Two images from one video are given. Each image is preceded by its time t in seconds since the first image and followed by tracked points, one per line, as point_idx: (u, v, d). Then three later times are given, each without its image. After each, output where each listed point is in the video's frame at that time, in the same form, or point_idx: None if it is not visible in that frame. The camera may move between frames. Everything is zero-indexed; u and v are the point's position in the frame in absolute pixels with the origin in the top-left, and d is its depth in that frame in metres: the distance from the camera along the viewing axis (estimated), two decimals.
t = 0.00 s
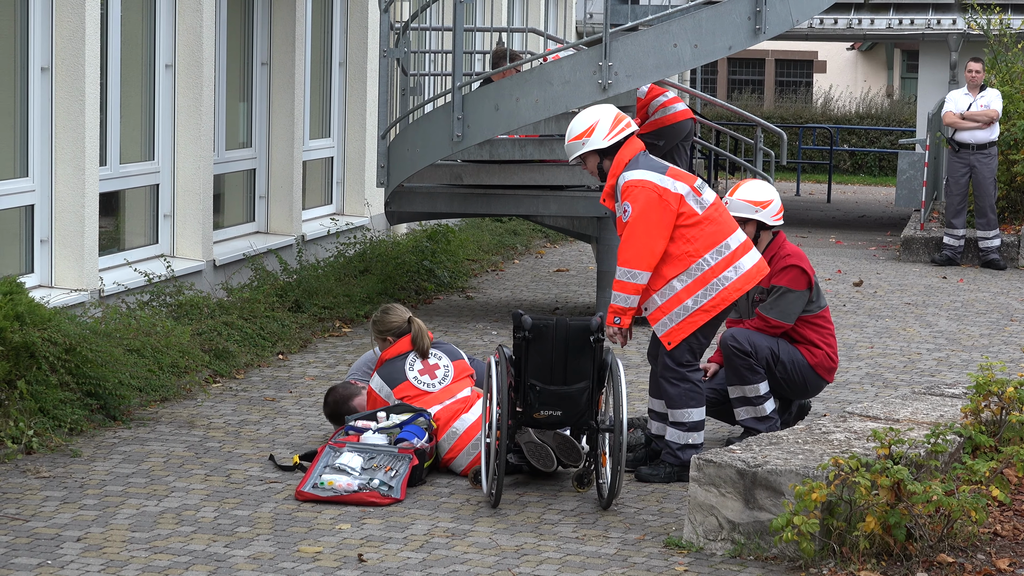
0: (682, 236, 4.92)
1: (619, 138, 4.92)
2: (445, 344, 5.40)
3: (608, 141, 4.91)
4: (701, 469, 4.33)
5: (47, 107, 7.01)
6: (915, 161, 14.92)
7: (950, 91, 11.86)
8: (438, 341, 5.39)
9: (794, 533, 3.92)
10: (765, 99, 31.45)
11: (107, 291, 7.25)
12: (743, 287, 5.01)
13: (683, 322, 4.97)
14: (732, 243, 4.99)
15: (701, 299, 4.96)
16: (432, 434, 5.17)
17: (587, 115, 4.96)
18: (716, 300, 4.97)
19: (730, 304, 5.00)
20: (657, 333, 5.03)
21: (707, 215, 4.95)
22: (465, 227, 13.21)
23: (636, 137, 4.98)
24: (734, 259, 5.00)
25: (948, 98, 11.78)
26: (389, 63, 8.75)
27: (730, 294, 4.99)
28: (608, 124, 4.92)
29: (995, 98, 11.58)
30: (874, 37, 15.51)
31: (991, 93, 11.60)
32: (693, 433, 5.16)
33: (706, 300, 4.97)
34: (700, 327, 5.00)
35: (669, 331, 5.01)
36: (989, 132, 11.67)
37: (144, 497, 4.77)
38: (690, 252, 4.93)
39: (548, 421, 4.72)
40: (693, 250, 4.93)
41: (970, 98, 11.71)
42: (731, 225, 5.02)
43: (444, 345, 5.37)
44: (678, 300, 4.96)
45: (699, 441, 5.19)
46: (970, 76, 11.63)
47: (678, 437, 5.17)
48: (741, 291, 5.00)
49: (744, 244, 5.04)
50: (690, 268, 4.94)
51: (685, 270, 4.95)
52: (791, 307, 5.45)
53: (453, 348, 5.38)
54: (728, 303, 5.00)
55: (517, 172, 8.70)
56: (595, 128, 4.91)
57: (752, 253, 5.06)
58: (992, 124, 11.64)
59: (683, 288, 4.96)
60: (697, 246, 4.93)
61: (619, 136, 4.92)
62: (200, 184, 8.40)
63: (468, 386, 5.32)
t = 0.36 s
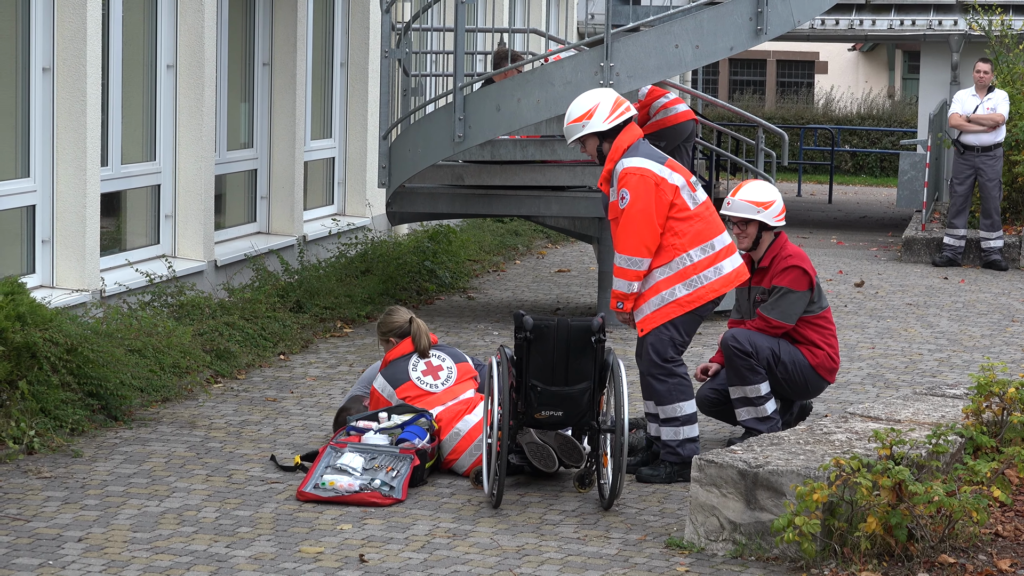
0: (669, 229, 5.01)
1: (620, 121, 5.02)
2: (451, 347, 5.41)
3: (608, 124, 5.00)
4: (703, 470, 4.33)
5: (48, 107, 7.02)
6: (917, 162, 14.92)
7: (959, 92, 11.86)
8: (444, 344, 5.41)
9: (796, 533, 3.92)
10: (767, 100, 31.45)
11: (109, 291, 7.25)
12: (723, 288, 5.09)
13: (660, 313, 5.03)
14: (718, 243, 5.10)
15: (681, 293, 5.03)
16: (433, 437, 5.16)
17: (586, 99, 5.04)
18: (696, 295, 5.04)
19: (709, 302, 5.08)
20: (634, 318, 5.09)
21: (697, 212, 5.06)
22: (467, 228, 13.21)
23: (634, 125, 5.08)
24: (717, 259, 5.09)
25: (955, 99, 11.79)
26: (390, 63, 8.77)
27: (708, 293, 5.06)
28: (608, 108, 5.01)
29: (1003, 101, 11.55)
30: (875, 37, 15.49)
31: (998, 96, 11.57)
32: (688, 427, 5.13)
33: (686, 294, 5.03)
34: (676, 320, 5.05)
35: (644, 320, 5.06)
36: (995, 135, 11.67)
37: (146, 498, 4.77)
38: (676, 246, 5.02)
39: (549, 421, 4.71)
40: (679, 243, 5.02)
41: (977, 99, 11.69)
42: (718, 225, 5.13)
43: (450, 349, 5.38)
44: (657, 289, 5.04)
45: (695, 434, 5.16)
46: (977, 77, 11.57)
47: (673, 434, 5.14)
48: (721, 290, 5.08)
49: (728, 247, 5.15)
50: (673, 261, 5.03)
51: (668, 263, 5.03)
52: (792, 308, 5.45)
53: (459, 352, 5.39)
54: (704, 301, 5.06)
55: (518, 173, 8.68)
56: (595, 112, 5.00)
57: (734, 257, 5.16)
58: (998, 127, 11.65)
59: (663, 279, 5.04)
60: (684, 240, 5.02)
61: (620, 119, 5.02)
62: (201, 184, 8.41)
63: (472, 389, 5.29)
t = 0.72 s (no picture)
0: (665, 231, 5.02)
1: (614, 122, 4.99)
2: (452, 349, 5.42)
3: (601, 126, 4.98)
4: (704, 470, 4.32)
5: (49, 108, 7.02)
6: (918, 162, 14.92)
7: (961, 93, 11.84)
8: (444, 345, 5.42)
9: (797, 533, 3.92)
10: (767, 100, 31.45)
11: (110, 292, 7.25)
12: (718, 290, 5.10)
13: (656, 315, 5.03)
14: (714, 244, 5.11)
15: (676, 295, 5.03)
16: (433, 437, 5.16)
17: (580, 101, 5.01)
18: (691, 297, 5.04)
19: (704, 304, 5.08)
20: (626, 320, 5.08)
21: (692, 214, 5.07)
22: (467, 228, 13.21)
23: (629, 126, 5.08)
24: (712, 262, 5.10)
25: (958, 100, 11.76)
26: (391, 64, 8.77)
27: (702, 296, 5.06)
28: (602, 110, 4.97)
29: (1007, 102, 11.55)
30: (876, 37, 15.48)
31: (1002, 97, 11.59)
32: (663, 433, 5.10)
33: (681, 296, 5.03)
34: (669, 322, 5.05)
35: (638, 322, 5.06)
36: (1000, 136, 11.67)
37: (147, 498, 4.77)
38: (671, 248, 5.03)
39: (549, 422, 4.72)
40: (674, 245, 5.03)
41: (981, 100, 11.66)
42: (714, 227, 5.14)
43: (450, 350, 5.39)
44: (652, 291, 5.04)
45: (669, 441, 5.13)
46: (982, 77, 11.61)
47: (645, 435, 5.13)
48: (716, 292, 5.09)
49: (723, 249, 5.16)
50: (668, 263, 5.03)
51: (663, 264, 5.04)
52: (792, 308, 5.45)
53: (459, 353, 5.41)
54: (698, 304, 5.06)
55: (519, 174, 8.68)
56: (590, 113, 4.98)
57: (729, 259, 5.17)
58: (1003, 129, 11.65)
59: (658, 281, 5.04)
60: (680, 242, 5.03)
61: (614, 121, 4.99)
62: (202, 185, 8.42)
63: (473, 390, 5.30)
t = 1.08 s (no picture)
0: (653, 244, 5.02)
1: (593, 143, 5.02)
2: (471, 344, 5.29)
3: (580, 148, 5.02)
4: (704, 470, 4.33)
5: (49, 108, 7.03)
6: (918, 163, 14.91)
7: (961, 93, 11.84)
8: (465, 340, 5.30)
9: (797, 533, 3.92)
10: (767, 100, 31.45)
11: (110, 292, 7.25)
12: (711, 297, 5.09)
13: (649, 330, 5.04)
14: (705, 250, 5.10)
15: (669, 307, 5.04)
16: (434, 437, 5.19)
17: (562, 123, 5.07)
18: (684, 307, 5.05)
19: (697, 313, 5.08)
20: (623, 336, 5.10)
21: (679, 223, 5.04)
22: (467, 229, 13.22)
23: (610, 141, 5.07)
24: (702, 269, 5.09)
25: (958, 100, 11.76)
26: (391, 64, 8.77)
27: (695, 305, 5.06)
28: (580, 131, 5.02)
29: (1008, 102, 11.55)
30: (876, 38, 15.47)
31: (1002, 97, 11.59)
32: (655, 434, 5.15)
33: (673, 308, 5.04)
34: (664, 335, 5.06)
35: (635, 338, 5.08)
36: (1000, 136, 11.67)
37: (147, 498, 4.78)
38: (660, 260, 5.03)
39: (550, 422, 4.72)
40: (663, 258, 5.03)
41: (981, 100, 11.66)
42: (703, 232, 5.12)
43: (467, 346, 5.27)
44: (646, 306, 5.05)
45: (663, 443, 5.17)
46: (982, 77, 11.60)
47: (639, 438, 5.16)
48: (709, 300, 5.08)
49: (715, 253, 5.14)
50: (658, 276, 5.04)
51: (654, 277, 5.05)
52: (792, 308, 5.45)
53: (475, 349, 5.27)
54: (692, 313, 5.07)
55: (519, 174, 8.69)
56: (569, 136, 5.03)
57: (722, 262, 5.15)
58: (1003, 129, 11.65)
59: (650, 294, 5.05)
60: (668, 253, 5.03)
61: (593, 141, 5.02)
62: (202, 185, 8.42)
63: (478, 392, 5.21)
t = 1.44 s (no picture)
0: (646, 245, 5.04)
1: (590, 150, 5.13)
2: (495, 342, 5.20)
3: (578, 155, 5.14)
4: (704, 470, 4.33)
5: (49, 108, 7.02)
6: (918, 162, 14.91)
7: (961, 92, 11.84)
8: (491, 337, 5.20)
9: (797, 533, 3.92)
10: (767, 100, 31.46)
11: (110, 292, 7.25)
12: (701, 297, 5.05)
13: (638, 327, 5.06)
14: (698, 251, 5.07)
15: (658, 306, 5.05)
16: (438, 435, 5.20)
17: (562, 132, 5.22)
18: (672, 307, 5.04)
19: (686, 313, 5.05)
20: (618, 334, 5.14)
21: (671, 224, 5.03)
22: (467, 229, 13.22)
23: (611, 148, 5.16)
24: (694, 270, 5.06)
25: (957, 100, 11.77)
26: (391, 64, 8.77)
27: (683, 304, 5.04)
28: (577, 139, 5.14)
29: (1007, 102, 11.54)
30: (876, 37, 15.47)
31: (1001, 96, 11.57)
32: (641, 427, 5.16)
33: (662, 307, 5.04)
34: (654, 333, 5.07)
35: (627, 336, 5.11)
36: (1000, 135, 11.67)
37: (147, 499, 4.78)
38: (651, 261, 5.05)
39: (549, 422, 4.71)
40: (653, 258, 5.05)
41: (980, 100, 11.67)
42: (698, 233, 5.09)
43: (491, 343, 5.19)
44: (637, 305, 5.07)
45: (648, 435, 5.19)
46: (981, 77, 11.60)
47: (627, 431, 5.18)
48: (699, 300, 5.05)
49: (710, 253, 5.10)
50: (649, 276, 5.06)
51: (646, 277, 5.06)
52: (793, 307, 5.45)
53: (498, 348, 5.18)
54: (681, 313, 5.05)
55: (518, 175, 8.69)
56: (567, 145, 5.17)
57: (716, 263, 5.11)
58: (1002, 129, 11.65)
59: (643, 294, 5.07)
60: (659, 254, 5.04)
61: (589, 148, 5.14)
62: (202, 186, 8.42)
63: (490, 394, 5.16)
